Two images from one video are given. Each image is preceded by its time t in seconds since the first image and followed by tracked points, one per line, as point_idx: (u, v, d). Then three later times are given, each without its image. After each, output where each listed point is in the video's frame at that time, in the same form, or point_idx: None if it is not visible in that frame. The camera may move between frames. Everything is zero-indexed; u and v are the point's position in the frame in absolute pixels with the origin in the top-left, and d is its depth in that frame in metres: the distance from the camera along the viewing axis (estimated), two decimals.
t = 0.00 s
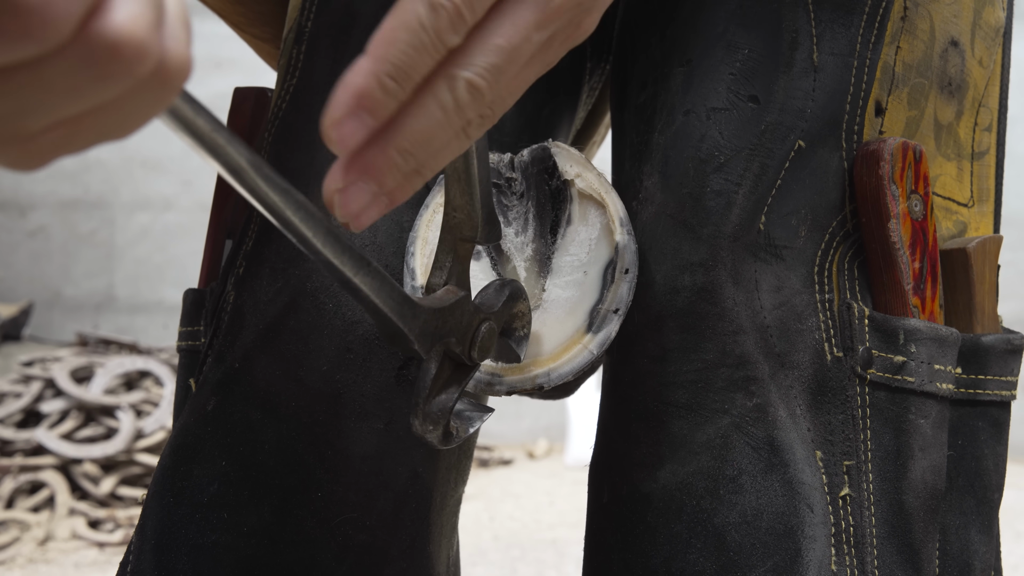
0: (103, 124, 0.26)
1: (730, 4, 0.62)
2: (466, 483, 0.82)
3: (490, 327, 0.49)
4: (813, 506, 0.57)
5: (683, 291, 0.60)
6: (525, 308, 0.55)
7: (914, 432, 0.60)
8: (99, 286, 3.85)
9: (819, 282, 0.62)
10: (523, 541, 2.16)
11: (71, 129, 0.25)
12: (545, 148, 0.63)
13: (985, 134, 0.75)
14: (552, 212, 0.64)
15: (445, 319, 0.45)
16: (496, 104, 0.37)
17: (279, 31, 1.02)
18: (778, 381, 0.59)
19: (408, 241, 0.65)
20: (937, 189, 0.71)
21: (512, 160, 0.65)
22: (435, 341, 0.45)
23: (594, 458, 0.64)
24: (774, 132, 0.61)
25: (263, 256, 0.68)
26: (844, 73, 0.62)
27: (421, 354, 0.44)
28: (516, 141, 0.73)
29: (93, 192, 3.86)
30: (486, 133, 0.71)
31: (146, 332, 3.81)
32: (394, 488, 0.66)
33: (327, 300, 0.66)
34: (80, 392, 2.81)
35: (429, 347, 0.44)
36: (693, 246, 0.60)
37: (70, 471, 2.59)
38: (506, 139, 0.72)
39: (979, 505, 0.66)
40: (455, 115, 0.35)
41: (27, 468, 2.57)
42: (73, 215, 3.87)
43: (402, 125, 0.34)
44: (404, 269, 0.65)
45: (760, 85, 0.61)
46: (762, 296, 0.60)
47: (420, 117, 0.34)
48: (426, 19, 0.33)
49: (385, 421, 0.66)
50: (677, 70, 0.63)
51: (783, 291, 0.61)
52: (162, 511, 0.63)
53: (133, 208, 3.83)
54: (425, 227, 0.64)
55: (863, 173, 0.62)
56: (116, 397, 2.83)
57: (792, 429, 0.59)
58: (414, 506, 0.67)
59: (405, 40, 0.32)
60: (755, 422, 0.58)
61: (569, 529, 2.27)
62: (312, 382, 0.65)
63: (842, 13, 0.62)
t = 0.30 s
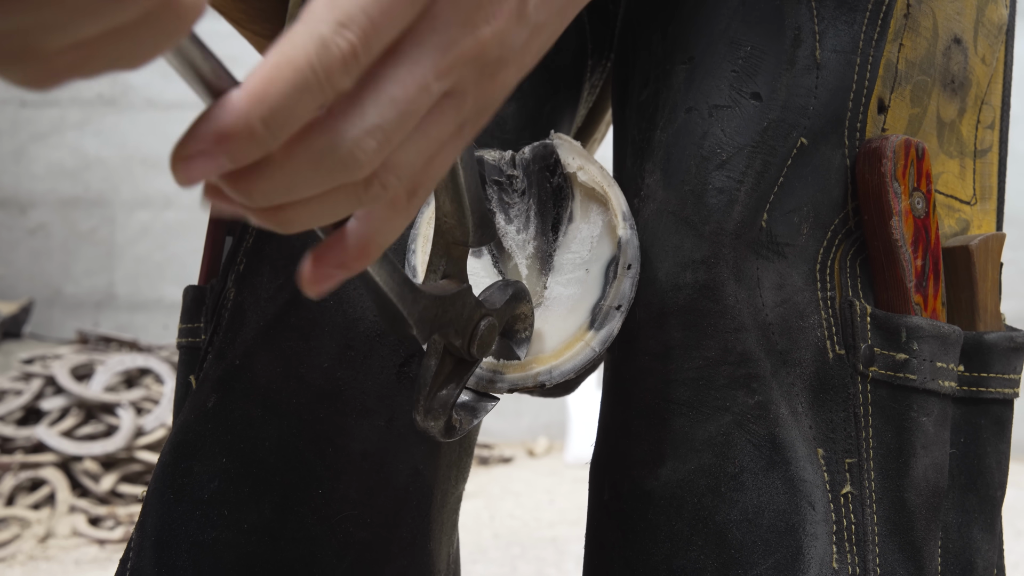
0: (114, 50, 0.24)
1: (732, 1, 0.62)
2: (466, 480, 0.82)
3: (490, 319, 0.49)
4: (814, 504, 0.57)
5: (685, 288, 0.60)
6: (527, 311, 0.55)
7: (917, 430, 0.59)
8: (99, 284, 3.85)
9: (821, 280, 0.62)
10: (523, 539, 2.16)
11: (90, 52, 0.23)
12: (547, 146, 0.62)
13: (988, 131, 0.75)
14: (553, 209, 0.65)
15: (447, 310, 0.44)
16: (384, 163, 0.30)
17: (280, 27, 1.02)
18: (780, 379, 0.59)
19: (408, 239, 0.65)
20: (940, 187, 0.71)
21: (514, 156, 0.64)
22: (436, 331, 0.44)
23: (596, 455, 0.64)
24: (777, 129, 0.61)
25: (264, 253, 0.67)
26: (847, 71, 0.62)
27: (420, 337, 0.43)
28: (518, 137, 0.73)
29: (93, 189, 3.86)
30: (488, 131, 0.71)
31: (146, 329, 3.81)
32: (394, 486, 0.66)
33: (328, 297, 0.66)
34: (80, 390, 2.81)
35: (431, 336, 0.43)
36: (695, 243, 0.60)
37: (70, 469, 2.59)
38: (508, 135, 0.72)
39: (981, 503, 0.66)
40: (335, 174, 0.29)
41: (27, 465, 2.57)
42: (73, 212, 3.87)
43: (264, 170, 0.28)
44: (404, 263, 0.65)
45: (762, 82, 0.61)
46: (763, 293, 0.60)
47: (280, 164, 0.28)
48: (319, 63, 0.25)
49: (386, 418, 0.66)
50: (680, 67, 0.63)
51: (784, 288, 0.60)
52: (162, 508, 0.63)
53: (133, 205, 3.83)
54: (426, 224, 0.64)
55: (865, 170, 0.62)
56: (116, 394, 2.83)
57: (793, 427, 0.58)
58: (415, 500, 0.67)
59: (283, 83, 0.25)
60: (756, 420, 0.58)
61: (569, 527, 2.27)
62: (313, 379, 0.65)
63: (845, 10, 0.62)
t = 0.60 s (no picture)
0: None
1: None
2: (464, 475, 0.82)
3: (484, 313, 0.49)
4: (812, 500, 0.57)
5: (683, 283, 0.60)
6: (517, 315, 0.56)
7: (915, 426, 0.60)
8: (99, 280, 3.85)
9: (820, 276, 0.61)
10: (524, 536, 2.16)
11: None
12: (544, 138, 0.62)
13: (987, 125, 0.75)
14: (551, 200, 0.63)
15: (439, 293, 0.45)
16: (319, 153, 0.29)
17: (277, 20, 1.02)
18: (779, 375, 0.59)
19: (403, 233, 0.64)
20: (939, 181, 0.70)
21: (511, 152, 0.64)
22: (428, 314, 0.45)
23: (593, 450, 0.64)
24: (775, 124, 0.60)
25: (261, 249, 0.67)
26: (846, 66, 0.62)
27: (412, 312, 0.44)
28: (516, 133, 0.72)
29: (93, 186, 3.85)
30: (486, 125, 0.70)
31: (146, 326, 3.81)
32: (394, 483, 0.66)
33: (327, 293, 0.65)
34: (80, 386, 2.81)
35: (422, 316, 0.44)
36: (694, 238, 0.60)
37: (70, 465, 2.59)
38: (505, 132, 0.71)
39: (980, 499, 0.66)
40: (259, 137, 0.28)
41: (27, 461, 2.57)
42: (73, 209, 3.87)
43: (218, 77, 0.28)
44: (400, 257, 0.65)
45: (761, 76, 0.61)
46: (762, 289, 0.60)
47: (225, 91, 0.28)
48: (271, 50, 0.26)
49: (384, 415, 0.66)
50: (679, 61, 0.63)
51: (783, 284, 0.60)
52: (160, 505, 0.62)
53: (133, 201, 3.83)
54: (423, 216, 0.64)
55: (865, 166, 0.61)
56: (116, 390, 2.83)
57: (792, 423, 0.58)
58: (409, 499, 0.68)
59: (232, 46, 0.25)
60: (755, 415, 0.58)
61: (569, 523, 2.27)
62: (310, 375, 0.64)
63: (844, 3, 0.62)
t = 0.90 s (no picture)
0: None
1: None
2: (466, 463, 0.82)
3: (458, 284, 0.48)
4: (818, 490, 0.57)
5: (690, 271, 0.60)
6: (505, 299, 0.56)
7: (920, 416, 0.60)
8: (100, 270, 3.85)
9: (826, 266, 0.61)
10: (524, 527, 2.16)
11: None
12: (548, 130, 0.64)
13: (990, 117, 0.74)
14: (555, 193, 0.65)
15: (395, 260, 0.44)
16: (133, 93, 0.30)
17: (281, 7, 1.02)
18: (786, 364, 0.59)
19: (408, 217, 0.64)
20: (942, 171, 0.70)
21: (515, 139, 0.66)
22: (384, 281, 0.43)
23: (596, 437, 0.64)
24: (783, 113, 0.60)
25: (267, 234, 0.66)
26: (853, 55, 0.61)
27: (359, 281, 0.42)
28: (521, 121, 0.72)
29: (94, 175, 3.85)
30: (492, 111, 0.70)
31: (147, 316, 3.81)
32: (399, 470, 0.66)
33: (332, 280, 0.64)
34: (81, 375, 2.81)
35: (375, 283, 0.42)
36: (701, 227, 0.60)
37: (71, 454, 2.59)
38: (511, 118, 0.71)
39: (981, 489, 0.66)
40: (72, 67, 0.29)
41: (28, 450, 2.58)
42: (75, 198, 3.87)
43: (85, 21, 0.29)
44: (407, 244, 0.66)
45: (769, 65, 0.61)
46: (770, 278, 0.60)
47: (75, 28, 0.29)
48: None
49: (390, 403, 0.65)
50: (684, 49, 0.63)
51: (790, 274, 0.60)
52: (167, 490, 0.63)
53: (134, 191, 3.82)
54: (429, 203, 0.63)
55: (871, 156, 0.62)
56: (117, 380, 2.83)
57: (799, 412, 0.58)
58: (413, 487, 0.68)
59: None
60: (761, 405, 0.58)
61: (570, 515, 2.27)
62: (317, 363, 0.64)
63: None
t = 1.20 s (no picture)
0: None
1: None
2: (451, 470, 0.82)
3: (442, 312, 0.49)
4: (795, 497, 0.57)
5: (668, 280, 0.61)
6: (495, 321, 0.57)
7: (898, 423, 0.59)
8: (88, 276, 3.83)
9: (805, 273, 0.62)
10: (515, 534, 2.16)
11: None
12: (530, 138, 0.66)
13: (973, 124, 0.75)
14: (537, 201, 0.67)
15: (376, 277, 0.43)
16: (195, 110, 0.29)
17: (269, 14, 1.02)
18: (763, 371, 0.59)
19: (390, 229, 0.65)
20: (924, 179, 0.71)
21: (498, 148, 0.67)
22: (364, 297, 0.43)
23: (578, 445, 0.64)
24: (762, 121, 0.61)
25: (247, 242, 0.67)
26: (833, 64, 0.62)
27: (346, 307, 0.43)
28: (503, 128, 0.72)
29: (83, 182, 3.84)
30: (474, 119, 0.70)
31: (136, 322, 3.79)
32: (377, 476, 0.66)
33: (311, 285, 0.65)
34: (69, 382, 2.80)
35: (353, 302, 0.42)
36: (680, 235, 0.61)
37: (58, 461, 2.58)
38: (493, 125, 0.72)
39: (962, 495, 0.66)
40: (108, 153, 0.28)
41: (15, 458, 2.56)
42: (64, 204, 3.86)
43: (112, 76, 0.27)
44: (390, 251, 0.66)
45: (748, 74, 0.61)
46: (747, 286, 0.60)
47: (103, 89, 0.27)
48: None
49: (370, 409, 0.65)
50: (665, 59, 0.63)
51: (768, 281, 0.61)
52: (143, 497, 0.62)
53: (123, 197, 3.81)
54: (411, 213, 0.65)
55: (849, 164, 0.62)
56: (105, 387, 2.82)
57: (775, 419, 0.59)
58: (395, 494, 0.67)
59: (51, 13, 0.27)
60: (738, 412, 0.58)
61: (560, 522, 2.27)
62: (293, 368, 0.64)
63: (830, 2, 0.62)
